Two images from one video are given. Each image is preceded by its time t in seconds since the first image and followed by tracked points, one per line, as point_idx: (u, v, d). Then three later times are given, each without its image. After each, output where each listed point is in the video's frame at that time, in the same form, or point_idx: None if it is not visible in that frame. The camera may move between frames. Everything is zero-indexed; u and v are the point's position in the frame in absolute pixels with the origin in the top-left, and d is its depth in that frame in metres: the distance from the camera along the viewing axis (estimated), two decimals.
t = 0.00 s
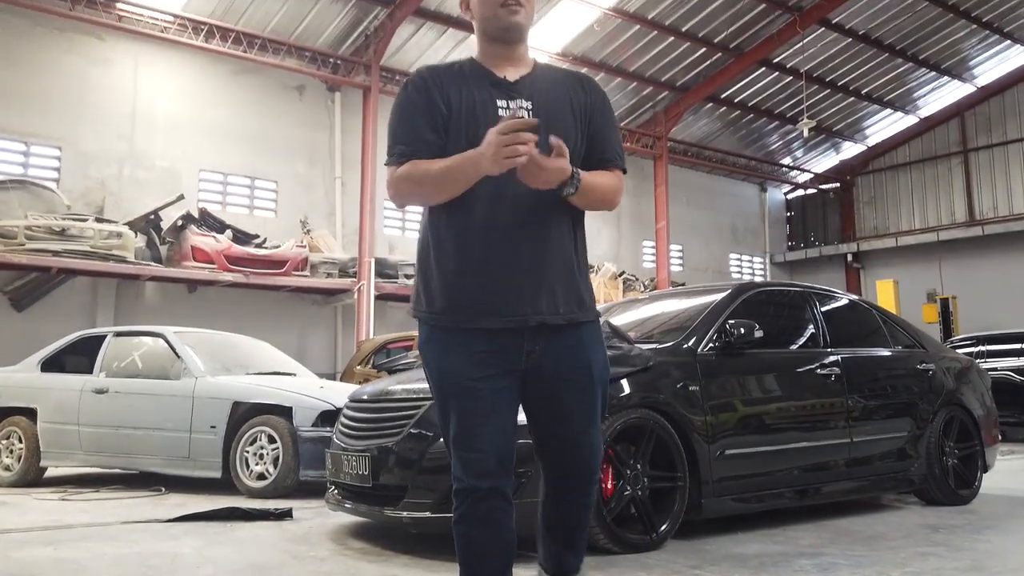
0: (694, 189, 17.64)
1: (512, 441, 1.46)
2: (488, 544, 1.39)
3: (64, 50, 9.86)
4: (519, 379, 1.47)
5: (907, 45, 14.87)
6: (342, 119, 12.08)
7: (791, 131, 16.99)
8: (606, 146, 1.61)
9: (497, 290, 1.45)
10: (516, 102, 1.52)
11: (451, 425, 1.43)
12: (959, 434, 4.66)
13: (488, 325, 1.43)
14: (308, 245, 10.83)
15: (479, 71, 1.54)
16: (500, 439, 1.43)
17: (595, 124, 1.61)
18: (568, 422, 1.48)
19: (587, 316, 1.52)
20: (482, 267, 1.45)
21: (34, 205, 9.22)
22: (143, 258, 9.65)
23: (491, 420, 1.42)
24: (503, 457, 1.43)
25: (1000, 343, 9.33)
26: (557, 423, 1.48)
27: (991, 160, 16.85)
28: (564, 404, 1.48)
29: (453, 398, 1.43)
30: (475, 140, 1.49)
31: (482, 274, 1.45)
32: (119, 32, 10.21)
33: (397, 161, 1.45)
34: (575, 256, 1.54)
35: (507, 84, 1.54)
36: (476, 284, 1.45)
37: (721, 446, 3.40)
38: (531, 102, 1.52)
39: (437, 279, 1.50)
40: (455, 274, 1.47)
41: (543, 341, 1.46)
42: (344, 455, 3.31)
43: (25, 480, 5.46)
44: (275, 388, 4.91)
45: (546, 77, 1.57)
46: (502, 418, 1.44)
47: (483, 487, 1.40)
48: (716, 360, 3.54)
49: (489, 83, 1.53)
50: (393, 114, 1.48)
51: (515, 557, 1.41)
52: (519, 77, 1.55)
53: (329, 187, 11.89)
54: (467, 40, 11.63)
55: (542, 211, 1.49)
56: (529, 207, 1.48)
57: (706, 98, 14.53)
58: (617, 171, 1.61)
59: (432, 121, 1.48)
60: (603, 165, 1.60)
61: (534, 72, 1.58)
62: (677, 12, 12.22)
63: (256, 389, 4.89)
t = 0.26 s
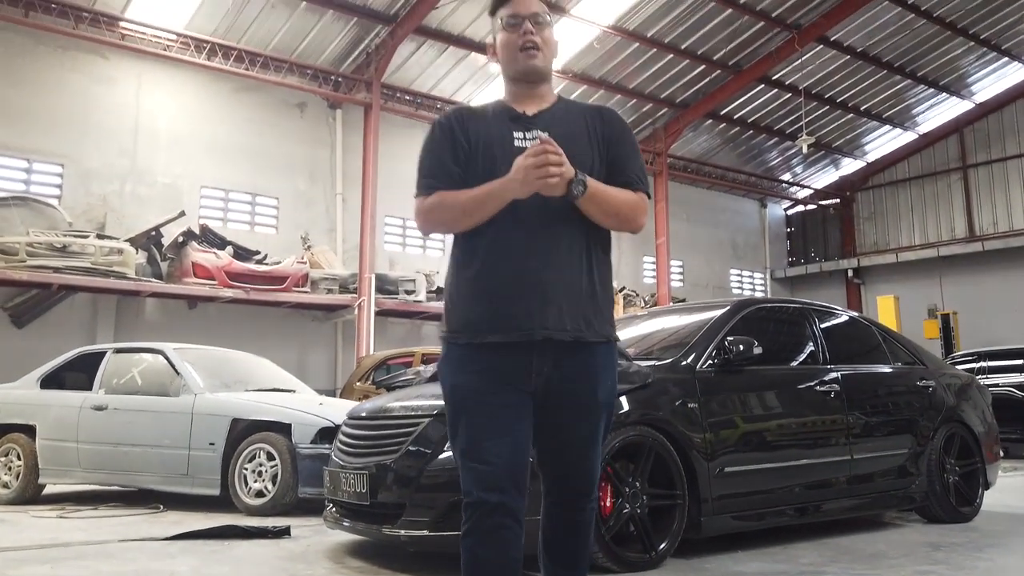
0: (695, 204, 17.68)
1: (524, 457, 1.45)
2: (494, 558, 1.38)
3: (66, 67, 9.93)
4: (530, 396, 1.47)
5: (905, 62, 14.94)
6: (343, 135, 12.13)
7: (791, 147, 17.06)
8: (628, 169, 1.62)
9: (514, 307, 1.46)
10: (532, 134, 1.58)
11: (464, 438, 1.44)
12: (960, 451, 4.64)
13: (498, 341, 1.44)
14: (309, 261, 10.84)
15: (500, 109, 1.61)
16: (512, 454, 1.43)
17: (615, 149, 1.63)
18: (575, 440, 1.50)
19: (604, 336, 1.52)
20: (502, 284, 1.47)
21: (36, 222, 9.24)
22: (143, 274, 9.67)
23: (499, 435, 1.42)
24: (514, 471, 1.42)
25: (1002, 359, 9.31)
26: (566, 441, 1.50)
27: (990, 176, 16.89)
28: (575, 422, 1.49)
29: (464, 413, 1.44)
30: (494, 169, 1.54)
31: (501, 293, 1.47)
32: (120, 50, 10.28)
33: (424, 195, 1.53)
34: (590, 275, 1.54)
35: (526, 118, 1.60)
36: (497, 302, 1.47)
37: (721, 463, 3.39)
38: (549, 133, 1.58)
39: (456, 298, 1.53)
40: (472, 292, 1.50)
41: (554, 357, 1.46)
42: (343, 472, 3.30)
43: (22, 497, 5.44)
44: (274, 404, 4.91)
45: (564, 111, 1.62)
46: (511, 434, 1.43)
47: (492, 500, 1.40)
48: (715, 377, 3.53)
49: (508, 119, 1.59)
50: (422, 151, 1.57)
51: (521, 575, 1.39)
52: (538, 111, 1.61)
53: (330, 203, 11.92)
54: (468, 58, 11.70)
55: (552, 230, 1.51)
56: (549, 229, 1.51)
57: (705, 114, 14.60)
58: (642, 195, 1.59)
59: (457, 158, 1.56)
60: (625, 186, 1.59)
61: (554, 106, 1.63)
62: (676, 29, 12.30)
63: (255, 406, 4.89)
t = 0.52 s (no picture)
0: (695, 221, 17.71)
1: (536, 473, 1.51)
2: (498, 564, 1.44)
3: (70, 85, 10.00)
4: (547, 417, 1.53)
5: (903, 79, 15.03)
6: (344, 152, 12.18)
7: (790, 164, 17.13)
8: (651, 206, 1.66)
9: (535, 331, 1.53)
10: (557, 171, 1.64)
11: (481, 449, 1.52)
12: (963, 467, 4.62)
13: (519, 363, 1.52)
14: (310, 277, 10.85)
15: (530, 146, 1.71)
16: (524, 469, 1.49)
17: (640, 185, 1.67)
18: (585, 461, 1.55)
19: (624, 365, 1.56)
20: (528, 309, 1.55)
21: (38, 239, 9.27)
22: (144, 291, 9.67)
23: (513, 450, 1.49)
24: (523, 485, 1.48)
25: (1003, 376, 9.29)
26: (577, 460, 1.55)
27: (990, 193, 16.93)
28: (586, 444, 1.54)
29: (483, 428, 1.52)
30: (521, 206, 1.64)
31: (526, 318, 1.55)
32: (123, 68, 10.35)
33: (461, 230, 1.69)
34: (616, 307, 1.58)
35: (554, 155, 1.68)
36: (522, 326, 1.54)
37: (721, 479, 3.37)
38: (572, 169, 1.64)
39: (487, 323, 1.62)
40: (500, 317, 1.59)
41: (569, 382, 1.52)
42: (343, 488, 3.29)
43: (21, 514, 5.42)
44: (274, 420, 4.89)
45: (593, 146, 1.68)
46: (525, 452, 1.49)
47: (500, 509, 1.46)
48: (716, 392, 3.53)
49: (536, 156, 1.68)
50: (460, 193, 1.73)
51: None
52: (564, 149, 1.69)
53: (331, 220, 11.94)
54: (468, 75, 11.78)
55: (574, 262, 1.56)
56: (573, 260, 1.56)
57: (705, 131, 14.68)
58: (663, 232, 1.64)
59: (491, 196, 1.70)
60: (646, 222, 1.64)
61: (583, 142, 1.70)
62: (676, 47, 12.39)
63: (254, 422, 4.87)
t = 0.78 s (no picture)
0: (695, 226, 17.73)
1: (531, 470, 1.51)
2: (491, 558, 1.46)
3: (71, 91, 10.03)
4: (543, 415, 1.53)
5: (903, 85, 15.05)
6: (345, 158, 12.20)
7: (791, 170, 17.14)
8: (660, 211, 1.67)
9: (535, 330, 1.54)
10: (568, 175, 1.64)
11: (476, 445, 1.52)
12: (963, 471, 4.61)
13: (517, 360, 1.53)
14: (310, 283, 10.85)
15: (541, 151, 1.71)
16: (519, 466, 1.49)
17: (648, 192, 1.68)
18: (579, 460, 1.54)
19: (621, 365, 1.56)
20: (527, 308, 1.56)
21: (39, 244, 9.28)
22: (144, 296, 9.68)
23: (506, 445, 1.49)
24: (517, 482, 1.49)
25: (1003, 382, 9.28)
26: (571, 459, 1.55)
27: (989, 199, 16.94)
28: (580, 442, 1.54)
29: (479, 424, 1.52)
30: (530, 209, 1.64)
31: (525, 317, 1.55)
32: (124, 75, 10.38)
33: (468, 230, 1.70)
34: (616, 308, 1.59)
35: (565, 160, 1.68)
36: (521, 325, 1.55)
37: (722, 483, 3.37)
38: (583, 173, 1.64)
39: (487, 320, 1.63)
40: (501, 315, 1.60)
41: (565, 382, 1.52)
42: (342, 492, 3.28)
43: (20, 519, 5.41)
44: (274, 424, 4.89)
45: (602, 152, 1.69)
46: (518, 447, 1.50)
47: (494, 505, 1.47)
48: (716, 396, 3.52)
49: (546, 160, 1.68)
50: (471, 195, 1.74)
51: None
52: (575, 154, 1.69)
53: (332, 226, 11.95)
54: (468, 81, 11.81)
55: (575, 263, 1.57)
56: (577, 263, 1.57)
57: (705, 137, 14.70)
58: (673, 238, 1.65)
59: (501, 197, 1.71)
60: (655, 228, 1.66)
61: (593, 147, 1.71)
62: (676, 53, 12.41)
63: (254, 426, 4.87)
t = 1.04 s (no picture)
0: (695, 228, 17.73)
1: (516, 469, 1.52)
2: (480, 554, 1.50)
3: (71, 92, 10.02)
4: (527, 414, 1.52)
5: (903, 86, 15.04)
6: (344, 159, 12.21)
7: (791, 171, 17.14)
8: (651, 217, 1.67)
9: (518, 331, 1.55)
10: (560, 176, 1.64)
11: (462, 445, 1.54)
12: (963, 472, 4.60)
13: (499, 360, 1.53)
14: (309, 284, 10.85)
15: (535, 152, 1.71)
16: (502, 466, 1.50)
17: (639, 196, 1.68)
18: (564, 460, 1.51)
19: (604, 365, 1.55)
20: (511, 309, 1.57)
21: (39, 245, 9.28)
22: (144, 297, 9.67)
23: (489, 445, 1.50)
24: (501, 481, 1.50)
25: (1003, 383, 9.27)
26: (555, 459, 1.51)
27: (989, 201, 16.93)
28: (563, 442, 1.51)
29: (464, 425, 1.54)
30: (521, 211, 1.64)
31: (509, 318, 1.56)
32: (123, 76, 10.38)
33: (461, 229, 1.70)
34: (600, 307, 1.58)
35: (558, 162, 1.68)
36: (505, 326, 1.56)
37: (720, 484, 3.36)
38: (575, 176, 1.63)
39: (477, 317, 1.64)
40: (487, 316, 1.61)
41: (549, 379, 1.52)
42: (339, 491, 3.27)
43: (18, 520, 5.40)
44: (272, 425, 4.88)
45: (594, 155, 1.69)
46: (500, 442, 1.50)
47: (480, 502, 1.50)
48: (714, 396, 3.52)
49: (539, 161, 1.68)
50: (464, 193, 1.73)
51: None
52: (568, 156, 1.68)
53: (331, 227, 11.95)
54: (468, 83, 11.81)
55: (562, 262, 1.57)
56: (564, 265, 1.57)
57: (705, 138, 14.71)
58: (663, 245, 1.65)
59: (492, 196, 1.70)
60: (645, 233, 1.66)
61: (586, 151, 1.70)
62: (675, 54, 12.41)
63: (252, 427, 4.86)
